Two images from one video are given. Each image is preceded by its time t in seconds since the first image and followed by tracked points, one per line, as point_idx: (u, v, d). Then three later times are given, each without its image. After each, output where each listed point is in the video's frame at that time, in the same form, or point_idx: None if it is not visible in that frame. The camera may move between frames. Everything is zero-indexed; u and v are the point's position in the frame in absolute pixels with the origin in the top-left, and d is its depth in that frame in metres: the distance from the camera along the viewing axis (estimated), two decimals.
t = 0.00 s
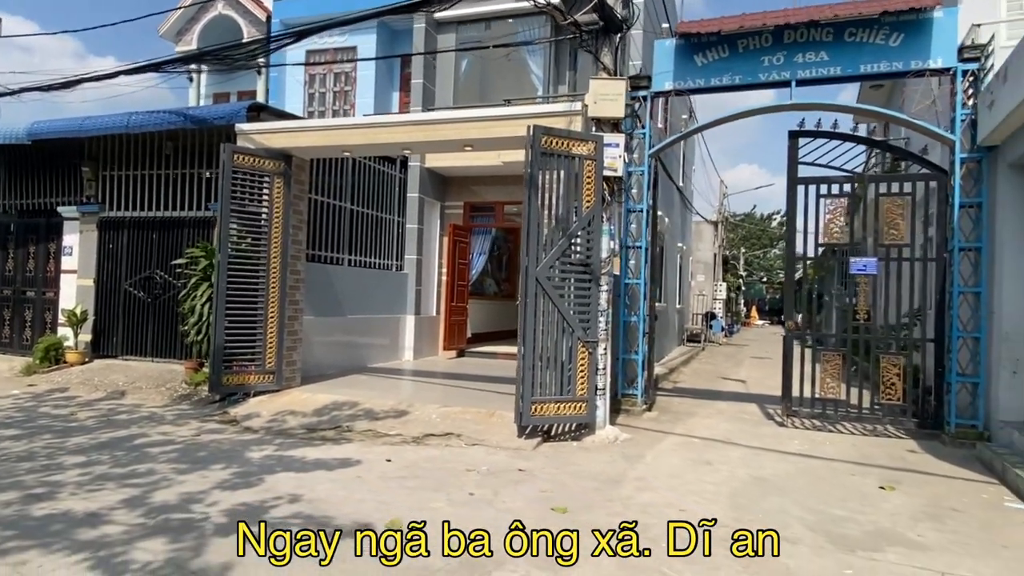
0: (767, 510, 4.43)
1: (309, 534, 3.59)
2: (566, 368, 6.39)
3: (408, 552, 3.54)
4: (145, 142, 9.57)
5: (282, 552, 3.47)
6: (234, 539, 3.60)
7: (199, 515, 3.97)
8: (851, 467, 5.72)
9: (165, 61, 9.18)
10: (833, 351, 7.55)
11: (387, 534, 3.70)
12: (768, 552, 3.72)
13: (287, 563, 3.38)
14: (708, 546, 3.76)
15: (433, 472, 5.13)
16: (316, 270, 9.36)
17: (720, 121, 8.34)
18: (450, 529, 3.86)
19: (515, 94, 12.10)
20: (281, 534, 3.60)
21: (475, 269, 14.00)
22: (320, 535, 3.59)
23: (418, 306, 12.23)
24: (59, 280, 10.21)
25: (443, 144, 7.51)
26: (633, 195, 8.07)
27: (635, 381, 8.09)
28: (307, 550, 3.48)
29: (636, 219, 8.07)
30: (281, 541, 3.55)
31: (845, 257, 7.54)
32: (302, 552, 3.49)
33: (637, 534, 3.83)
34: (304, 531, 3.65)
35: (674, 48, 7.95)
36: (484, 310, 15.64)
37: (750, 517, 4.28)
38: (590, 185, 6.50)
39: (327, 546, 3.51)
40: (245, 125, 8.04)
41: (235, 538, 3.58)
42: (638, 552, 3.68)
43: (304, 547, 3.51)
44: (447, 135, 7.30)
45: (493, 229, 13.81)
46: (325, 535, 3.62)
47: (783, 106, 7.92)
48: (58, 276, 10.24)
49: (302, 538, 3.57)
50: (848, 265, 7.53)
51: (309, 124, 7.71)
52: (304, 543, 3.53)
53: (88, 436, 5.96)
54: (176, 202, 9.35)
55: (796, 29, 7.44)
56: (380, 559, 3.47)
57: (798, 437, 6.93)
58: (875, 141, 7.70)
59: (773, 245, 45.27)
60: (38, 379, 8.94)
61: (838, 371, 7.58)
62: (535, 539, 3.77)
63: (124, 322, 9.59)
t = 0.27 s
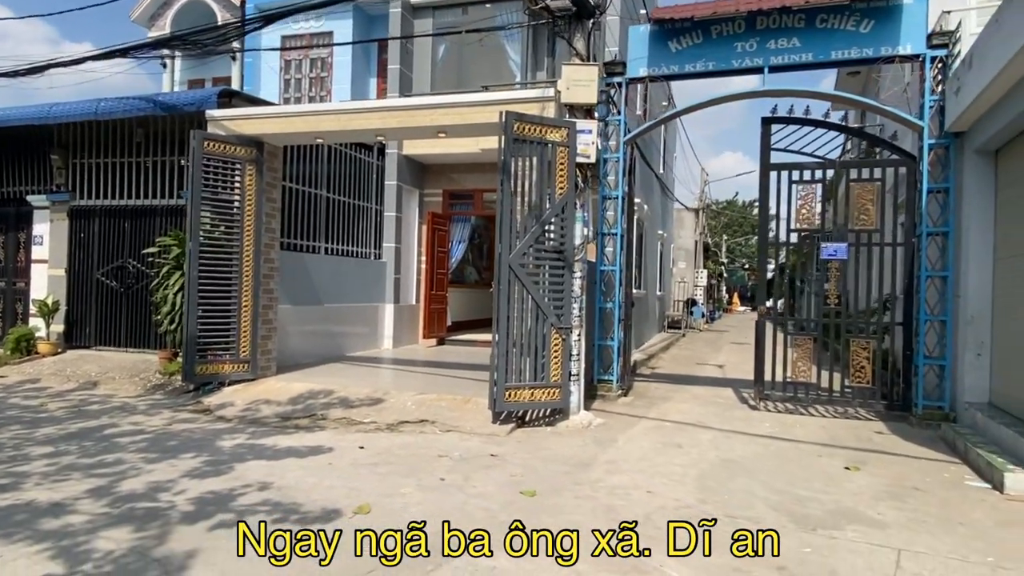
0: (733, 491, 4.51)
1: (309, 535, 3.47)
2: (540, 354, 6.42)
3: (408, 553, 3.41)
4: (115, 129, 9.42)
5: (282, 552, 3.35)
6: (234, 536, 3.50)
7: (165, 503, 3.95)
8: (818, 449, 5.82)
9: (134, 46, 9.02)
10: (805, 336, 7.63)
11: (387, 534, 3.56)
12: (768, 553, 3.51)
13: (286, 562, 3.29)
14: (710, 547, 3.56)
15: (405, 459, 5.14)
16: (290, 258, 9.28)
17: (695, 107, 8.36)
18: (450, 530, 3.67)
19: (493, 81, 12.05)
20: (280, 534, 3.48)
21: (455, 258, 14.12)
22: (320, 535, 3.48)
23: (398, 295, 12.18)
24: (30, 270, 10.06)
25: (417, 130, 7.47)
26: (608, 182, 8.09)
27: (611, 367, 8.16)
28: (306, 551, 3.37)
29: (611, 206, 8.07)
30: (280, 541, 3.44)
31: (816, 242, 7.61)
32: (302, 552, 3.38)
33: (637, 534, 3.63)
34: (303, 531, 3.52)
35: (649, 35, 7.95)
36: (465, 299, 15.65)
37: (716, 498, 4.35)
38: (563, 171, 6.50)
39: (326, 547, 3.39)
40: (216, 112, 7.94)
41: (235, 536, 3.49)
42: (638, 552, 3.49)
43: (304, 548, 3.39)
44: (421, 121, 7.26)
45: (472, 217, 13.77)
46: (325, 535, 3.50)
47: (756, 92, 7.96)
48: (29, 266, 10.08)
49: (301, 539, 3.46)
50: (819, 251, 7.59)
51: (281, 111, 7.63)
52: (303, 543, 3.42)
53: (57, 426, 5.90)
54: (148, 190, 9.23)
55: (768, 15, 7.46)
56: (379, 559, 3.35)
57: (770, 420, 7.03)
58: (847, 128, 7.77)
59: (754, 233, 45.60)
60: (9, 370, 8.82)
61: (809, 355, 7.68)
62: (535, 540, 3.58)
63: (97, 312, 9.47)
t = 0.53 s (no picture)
0: (707, 475, 4.57)
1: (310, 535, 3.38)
2: (518, 342, 6.44)
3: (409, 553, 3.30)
4: (87, 120, 9.25)
5: (283, 551, 3.27)
6: (234, 536, 3.41)
7: (139, 497, 3.92)
8: (792, 433, 5.91)
9: (104, 34, 8.85)
10: (781, 322, 7.72)
11: (387, 534, 3.46)
12: (768, 553, 3.36)
13: (286, 561, 3.20)
14: (711, 547, 3.42)
15: (383, 449, 5.14)
16: (267, 249, 9.21)
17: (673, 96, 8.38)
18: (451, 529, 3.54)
19: (472, 69, 11.98)
20: (280, 534, 3.39)
21: (437, 247, 14.26)
22: (320, 534, 3.39)
23: (379, 286, 12.14)
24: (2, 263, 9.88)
25: (394, 119, 7.42)
26: (588, 171, 8.09)
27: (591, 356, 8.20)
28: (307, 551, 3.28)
29: (590, 195, 8.08)
30: (279, 541, 3.35)
31: (792, 230, 7.68)
32: (302, 552, 3.28)
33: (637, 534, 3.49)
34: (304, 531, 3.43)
35: (626, 23, 7.94)
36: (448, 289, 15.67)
37: (690, 483, 4.40)
38: (540, 160, 6.50)
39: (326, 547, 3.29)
40: (190, 101, 7.83)
41: (234, 535, 3.40)
42: (639, 552, 3.36)
43: (304, 548, 3.30)
44: (397, 110, 7.21)
45: (453, 208, 13.73)
46: (326, 534, 3.41)
47: (733, 81, 7.98)
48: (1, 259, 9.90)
49: (301, 539, 3.36)
50: (796, 239, 7.67)
51: (256, 100, 7.54)
52: (304, 543, 3.33)
53: (31, 421, 5.82)
54: (122, 181, 9.09)
55: (745, 3, 7.48)
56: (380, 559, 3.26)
57: (746, 405, 7.12)
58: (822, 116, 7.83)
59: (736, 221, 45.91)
60: None
61: (785, 341, 7.79)
62: (536, 539, 3.45)
63: (71, 305, 9.34)
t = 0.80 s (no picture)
0: (689, 463, 4.61)
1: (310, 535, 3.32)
2: (501, 334, 6.43)
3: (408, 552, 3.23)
4: (61, 113, 9.09)
5: (282, 552, 3.22)
6: (234, 536, 3.37)
7: (118, 495, 3.89)
8: (773, 420, 5.97)
9: (78, 26, 8.68)
10: (762, 311, 7.79)
11: (387, 533, 3.39)
12: (767, 553, 3.24)
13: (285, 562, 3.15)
14: (710, 547, 3.30)
15: (365, 442, 5.14)
16: (247, 243, 9.13)
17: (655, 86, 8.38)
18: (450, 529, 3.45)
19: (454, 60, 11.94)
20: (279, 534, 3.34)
21: (421, 240, 14.15)
22: (320, 534, 3.33)
23: (363, 279, 12.08)
24: None
25: (374, 111, 7.36)
26: (571, 162, 8.06)
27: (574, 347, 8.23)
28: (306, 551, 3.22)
29: (573, 186, 8.07)
30: (278, 541, 3.29)
31: (772, 219, 7.74)
32: (302, 553, 3.24)
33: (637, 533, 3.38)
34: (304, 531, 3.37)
35: (607, 13, 7.92)
36: (433, 281, 15.63)
37: (671, 470, 4.44)
38: (522, 152, 6.48)
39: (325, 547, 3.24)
40: (166, 94, 7.73)
41: (234, 535, 3.35)
42: (638, 552, 3.25)
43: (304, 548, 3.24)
44: (378, 102, 7.16)
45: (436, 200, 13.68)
46: (326, 534, 3.35)
47: (714, 71, 8.00)
48: None
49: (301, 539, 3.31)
50: (776, 228, 7.73)
51: (234, 92, 7.45)
52: (303, 543, 3.27)
53: (8, 420, 5.75)
54: (99, 175, 8.96)
55: None
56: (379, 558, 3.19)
57: (728, 394, 7.19)
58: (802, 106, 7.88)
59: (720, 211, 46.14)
60: None
61: (766, 330, 7.87)
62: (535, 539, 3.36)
63: (49, 302, 9.21)
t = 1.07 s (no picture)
0: (677, 455, 4.63)
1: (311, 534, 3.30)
2: (490, 329, 6.43)
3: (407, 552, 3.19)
4: (42, 109, 8.96)
5: (283, 551, 3.20)
6: (234, 535, 3.35)
7: (104, 495, 3.86)
8: (761, 411, 6.02)
9: (57, 21, 8.55)
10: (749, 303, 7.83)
11: (387, 532, 3.37)
12: (767, 553, 3.16)
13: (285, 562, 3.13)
14: (711, 547, 3.22)
15: (354, 438, 5.12)
16: (234, 239, 9.05)
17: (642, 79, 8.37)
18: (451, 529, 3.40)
19: (439, 54, 11.85)
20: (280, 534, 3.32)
21: (410, 235, 14.20)
22: (321, 533, 3.31)
23: (351, 274, 12.03)
24: None
25: (360, 105, 7.30)
26: (558, 155, 8.06)
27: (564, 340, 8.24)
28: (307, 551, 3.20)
29: (560, 180, 8.07)
30: (278, 541, 3.27)
31: (759, 211, 7.77)
32: (302, 552, 3.22)
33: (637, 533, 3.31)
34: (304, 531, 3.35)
35: (593, 5, 7.89)
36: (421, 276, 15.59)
37: (660, 462, 4.47)
38: (509, 146, 6.47)
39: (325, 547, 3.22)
40: (149, 89, 7.63)
41: (235, 535, 3.33)
42: (639, 552, 3.18)
43: (304, 548, 3.23)
44: (363, 96, 7.11)
45: (424, 195, 13.62)
46: (326, 534, 3.33)
47: (700, 63, 8.00)
48: None
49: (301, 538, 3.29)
50: (763, 220, 7.76)
51: (218, 87, 7.38)
52: (304, 543, 3.26)
53: None
54: (82, 172, 8.85)
55: None
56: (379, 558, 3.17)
57: (716, 385, 7.24)
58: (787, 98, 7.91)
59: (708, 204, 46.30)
60: None
61: (754, 322, 7.91)
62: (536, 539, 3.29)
63: (33, 301, 9.11)
